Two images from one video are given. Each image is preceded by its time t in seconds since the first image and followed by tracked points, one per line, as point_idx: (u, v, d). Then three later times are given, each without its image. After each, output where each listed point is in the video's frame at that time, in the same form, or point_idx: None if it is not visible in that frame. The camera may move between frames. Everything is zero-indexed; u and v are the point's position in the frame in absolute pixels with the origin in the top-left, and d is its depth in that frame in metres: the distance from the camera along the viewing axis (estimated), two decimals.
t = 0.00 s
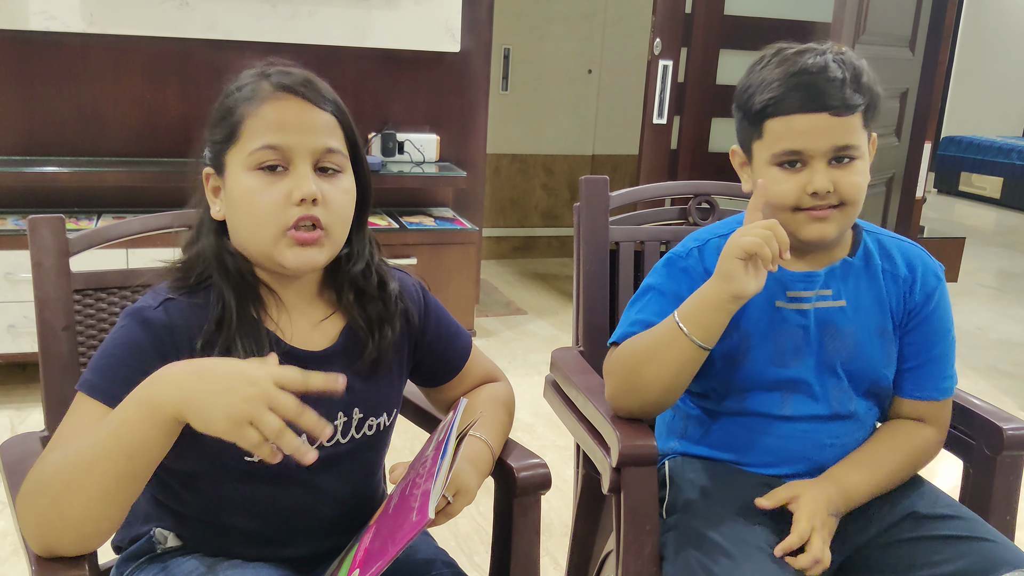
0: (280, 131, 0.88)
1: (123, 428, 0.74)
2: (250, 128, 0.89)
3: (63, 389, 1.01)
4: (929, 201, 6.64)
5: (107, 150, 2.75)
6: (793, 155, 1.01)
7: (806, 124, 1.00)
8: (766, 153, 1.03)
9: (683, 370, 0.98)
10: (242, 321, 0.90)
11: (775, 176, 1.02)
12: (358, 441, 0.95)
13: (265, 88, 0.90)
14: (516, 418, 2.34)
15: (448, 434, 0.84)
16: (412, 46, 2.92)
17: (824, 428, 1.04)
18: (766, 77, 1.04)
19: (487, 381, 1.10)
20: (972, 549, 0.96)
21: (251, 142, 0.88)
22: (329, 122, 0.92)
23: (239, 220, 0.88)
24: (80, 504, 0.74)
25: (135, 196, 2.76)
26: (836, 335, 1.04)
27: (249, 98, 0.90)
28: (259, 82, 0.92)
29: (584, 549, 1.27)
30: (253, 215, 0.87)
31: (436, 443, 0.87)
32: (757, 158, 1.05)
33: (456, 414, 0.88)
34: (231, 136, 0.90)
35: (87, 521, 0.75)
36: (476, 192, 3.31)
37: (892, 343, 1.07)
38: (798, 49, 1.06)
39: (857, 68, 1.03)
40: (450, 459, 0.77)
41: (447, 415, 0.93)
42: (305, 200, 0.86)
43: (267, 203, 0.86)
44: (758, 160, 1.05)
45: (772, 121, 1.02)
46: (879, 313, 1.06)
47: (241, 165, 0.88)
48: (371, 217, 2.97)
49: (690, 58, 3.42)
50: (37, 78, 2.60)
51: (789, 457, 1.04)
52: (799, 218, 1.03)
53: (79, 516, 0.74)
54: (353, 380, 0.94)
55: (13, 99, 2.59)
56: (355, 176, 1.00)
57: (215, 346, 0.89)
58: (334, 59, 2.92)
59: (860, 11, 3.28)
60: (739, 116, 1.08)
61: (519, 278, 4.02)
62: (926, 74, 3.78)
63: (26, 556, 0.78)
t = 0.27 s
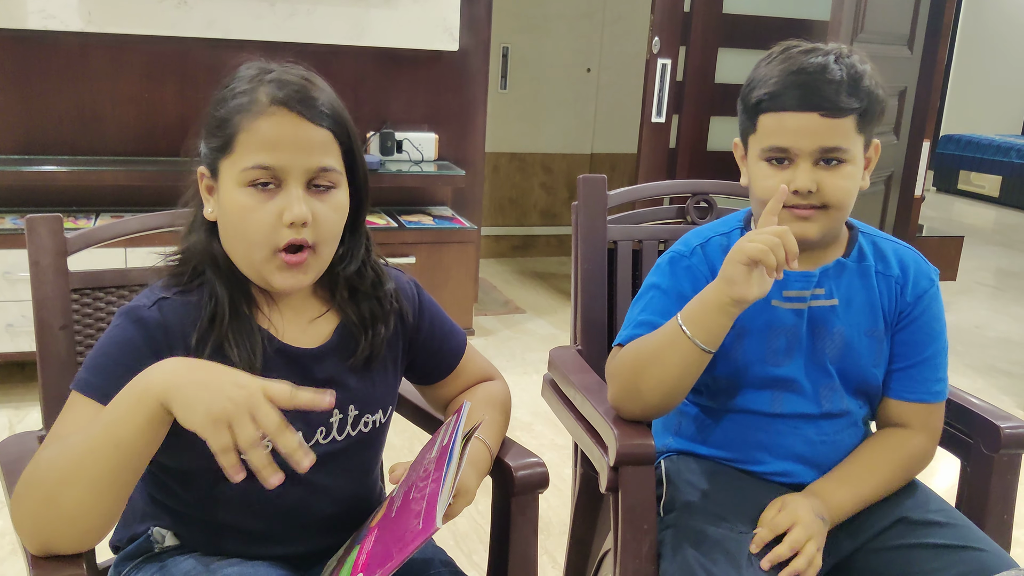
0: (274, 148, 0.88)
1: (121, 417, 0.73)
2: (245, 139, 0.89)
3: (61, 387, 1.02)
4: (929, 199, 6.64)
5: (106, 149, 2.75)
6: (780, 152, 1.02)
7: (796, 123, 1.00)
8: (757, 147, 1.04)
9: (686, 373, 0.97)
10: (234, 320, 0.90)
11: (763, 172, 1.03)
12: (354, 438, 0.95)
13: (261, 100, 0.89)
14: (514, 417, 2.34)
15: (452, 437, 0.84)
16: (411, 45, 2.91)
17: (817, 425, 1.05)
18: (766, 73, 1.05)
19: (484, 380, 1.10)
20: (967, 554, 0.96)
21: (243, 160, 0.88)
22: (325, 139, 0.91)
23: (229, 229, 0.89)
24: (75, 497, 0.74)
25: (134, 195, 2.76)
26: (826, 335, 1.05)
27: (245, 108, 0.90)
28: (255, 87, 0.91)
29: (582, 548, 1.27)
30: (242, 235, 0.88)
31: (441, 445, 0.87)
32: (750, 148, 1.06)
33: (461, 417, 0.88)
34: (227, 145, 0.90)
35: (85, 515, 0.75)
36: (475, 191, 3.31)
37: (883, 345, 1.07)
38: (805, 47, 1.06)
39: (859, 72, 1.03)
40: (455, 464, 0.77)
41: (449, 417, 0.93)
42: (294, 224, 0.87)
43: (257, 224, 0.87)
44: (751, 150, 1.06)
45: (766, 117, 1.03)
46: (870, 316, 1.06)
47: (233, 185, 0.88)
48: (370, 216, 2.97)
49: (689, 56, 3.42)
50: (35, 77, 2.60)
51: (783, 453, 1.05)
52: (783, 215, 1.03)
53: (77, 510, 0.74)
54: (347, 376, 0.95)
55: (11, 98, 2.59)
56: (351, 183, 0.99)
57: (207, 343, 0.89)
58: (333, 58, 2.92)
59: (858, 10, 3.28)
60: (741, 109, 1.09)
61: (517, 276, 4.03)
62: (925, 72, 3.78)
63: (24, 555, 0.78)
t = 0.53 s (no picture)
0: (267, 149, 0.88)
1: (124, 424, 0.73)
2: (236, 138, 0.88)
3: (58, 385, 1.01)
4: (928, 197, 6.64)
5: (104, 147, 2.74)
6: (756, 145, 1.02)
7: (771, 114, 1.00)
8: (739, 141, 1.05)
9: (684, 371, 0.97)
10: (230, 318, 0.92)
11: (743, 165, 1.04)
12: (351, 439, 0.95)
13: (252, 99, 0.89)
14: (513, 415, 2.34)
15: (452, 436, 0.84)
16: (409, 42, 2.91)
17: (818, 422, 1.04)
18: (751, 68, 1.05)
19: (482, 378, 1.10)
20: (963, 553, 0.96)
21: (234, 159, 0.88)
22: (317, 134, 0.91)
23: (223, 229, 0.89)
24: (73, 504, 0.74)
25: (132, 193, 2.75)
26: (828, 330, 1.04)
27: (236, 106, 0.89)
28: (246, 86, 0.91)
29: (581, 546, 1.27)
30: (235, 235, 0.88)
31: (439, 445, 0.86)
32: (735, 143, 1.07)
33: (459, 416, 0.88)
34: (218, 146, 0.89)
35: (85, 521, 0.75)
36: (474, 189, 3.30)
37: (885, 339, 1.06)
38: (795, 42, 1.06)
39: (842, 64, 1.02)
40: (455, 461, 0.77)
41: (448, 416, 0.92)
42: (287, 223, 0.86)
43: (252, 222, 0.86)
44: (736, 145, 1.07)
45: (744, 110, 1.04)
46: (872, 309, 1.06)
47: (224, 183, 0.88)
48: (369, 213, 2.97)
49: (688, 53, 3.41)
50: (33, 75, 2.59)
51: (782, 451, 1.05)
52: (762, 207, 1.03)
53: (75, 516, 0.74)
54: (344, 376, 0.94)
55: (9, 96, 2.59)
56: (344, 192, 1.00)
57: (204, 341, 0.89)
58: (331, 55, 2.92)
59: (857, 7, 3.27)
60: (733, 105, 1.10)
61: (517, 274, 4.02)
62: (924, 69, 3.77)
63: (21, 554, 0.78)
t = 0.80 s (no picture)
0: (268, 122, 0.88)
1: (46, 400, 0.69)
2: (234, 119, 0.88)
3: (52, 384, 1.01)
4: (926, 194, 6.64)
5: (100, 146, 2.73)
6: (760, 143, 1.03)
7: (769, 111, 1.01)
8: (742, 140, 1.06)
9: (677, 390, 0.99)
10: (222, 319, 0.89)
11: (747, 165, 1.04)
12: (345, 442, 0.94)
13: (251, 79, 0.90)
14: (511, 414, 2.33)
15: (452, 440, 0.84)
16: (407, 40, 2.90)
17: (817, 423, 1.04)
18: (751, 68, 1.06)
19: (479, 377, 1.10)
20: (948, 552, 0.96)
21: (236, 132, 0.88)
22: (316, 115, 0.92)
23: (222, 215, 0.88)
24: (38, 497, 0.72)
25: (129, 191, 2.75)
26: (832, 334, 1.02)
27: (235, 87, 0.90)
28: (245, 72, 0.91)
29: (578, 546, 1.26)
30: (235, 210, 0.86)
31: (440, 447, 0.86)
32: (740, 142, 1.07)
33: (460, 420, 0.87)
34: (216, 127, 0.89)
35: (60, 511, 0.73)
36: (471, 187, 3.30)
37: (890, 347, 1.05)
38: (793, 40, 1.06)
39: (835, 57, 1.01)
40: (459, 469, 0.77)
41: (449, 420, 0.92)
42: (291, 195, 0.86)
43: (253, 197, 0.85)
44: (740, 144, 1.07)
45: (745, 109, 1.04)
46: (880, 315, 1.04)
47: (225, 159, 0.87)
48: (366, 211, 2.96)
49: (686, 51, 3.40)
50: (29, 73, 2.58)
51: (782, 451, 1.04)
52: (766, 207, 1.03)
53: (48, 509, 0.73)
54: (342, 378, 0.94)
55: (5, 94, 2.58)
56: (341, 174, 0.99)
57: (194, 342, 0.87)
58: (328, 53, 2.91)
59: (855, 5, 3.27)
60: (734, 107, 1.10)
61: (515, 272, 4.02)
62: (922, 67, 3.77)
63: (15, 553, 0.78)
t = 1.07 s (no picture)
0: (266, 126, 0.88)
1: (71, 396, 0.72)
2: (234, 123, 0.89)
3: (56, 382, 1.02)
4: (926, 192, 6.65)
5: (101, 145, 2.74)
6: (789, 146, 1.02)
7: (797, 114, 1.01)
8: (769, 145, 1.05)
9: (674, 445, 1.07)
10: (222, 324, 0.89)
11: (777, 169, 1.04)
12: (344, 441, 0.95)
13: (252, 83, 0.91)
14: (512, 411, 2.34)
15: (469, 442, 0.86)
16: (407, 39, 2.90)
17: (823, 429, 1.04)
18: (774, 71, 1.06)
19: (480, 375, 1.10)
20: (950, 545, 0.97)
21: (235, 136, 0.88)
22: (316, 119, 0.92)
23: (219, 217, 0.88)
24: (42, 491, 0.73)
25: (130, 190, 2.75)
26: (846, 341, 1.03)
27: (235, 91, 0.90)
28: (246, 76, 0.92)
29: (580, 542, 1.27)
30: (230, 216, 0.87)
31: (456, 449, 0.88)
32: (765, 148, 1.07)
33: (476, 422, 0.89)
34: (216, 130, 0.89)
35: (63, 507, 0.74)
36: (472, 185, 3.30)
37: (908, 358, 1.04)
38: (812, 44, 1.06)
39: (861, 59, 1.02)
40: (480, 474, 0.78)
41: (460, 421, 0.93)
42: (287, 202, 0.86)
43: (248, 202, 0.86)
44: (766, 150, 1.07)
45: (772, 113, 1.04)
46: (899, 326, 1.04)
47: (223, 160, 0.88)
48: (367, 210, 2.97)
49: (686, 50, 3.40)
50: (30, 72, 2.59)
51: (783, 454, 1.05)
52: (798, 211, 1.02)
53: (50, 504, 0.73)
54: (340, 381, 0.94)
55: (6, 93, 2.58)
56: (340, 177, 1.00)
57: (193, 348, 0.87)
58: (328, 52, 2.92)
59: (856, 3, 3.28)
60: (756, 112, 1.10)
61: (515, 270, 4.02)
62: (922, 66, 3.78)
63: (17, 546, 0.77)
